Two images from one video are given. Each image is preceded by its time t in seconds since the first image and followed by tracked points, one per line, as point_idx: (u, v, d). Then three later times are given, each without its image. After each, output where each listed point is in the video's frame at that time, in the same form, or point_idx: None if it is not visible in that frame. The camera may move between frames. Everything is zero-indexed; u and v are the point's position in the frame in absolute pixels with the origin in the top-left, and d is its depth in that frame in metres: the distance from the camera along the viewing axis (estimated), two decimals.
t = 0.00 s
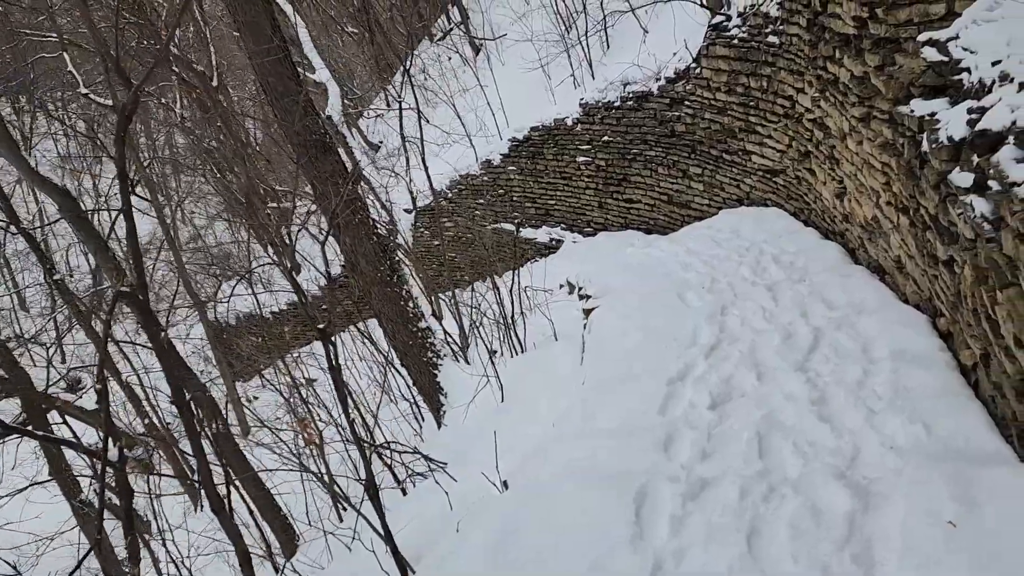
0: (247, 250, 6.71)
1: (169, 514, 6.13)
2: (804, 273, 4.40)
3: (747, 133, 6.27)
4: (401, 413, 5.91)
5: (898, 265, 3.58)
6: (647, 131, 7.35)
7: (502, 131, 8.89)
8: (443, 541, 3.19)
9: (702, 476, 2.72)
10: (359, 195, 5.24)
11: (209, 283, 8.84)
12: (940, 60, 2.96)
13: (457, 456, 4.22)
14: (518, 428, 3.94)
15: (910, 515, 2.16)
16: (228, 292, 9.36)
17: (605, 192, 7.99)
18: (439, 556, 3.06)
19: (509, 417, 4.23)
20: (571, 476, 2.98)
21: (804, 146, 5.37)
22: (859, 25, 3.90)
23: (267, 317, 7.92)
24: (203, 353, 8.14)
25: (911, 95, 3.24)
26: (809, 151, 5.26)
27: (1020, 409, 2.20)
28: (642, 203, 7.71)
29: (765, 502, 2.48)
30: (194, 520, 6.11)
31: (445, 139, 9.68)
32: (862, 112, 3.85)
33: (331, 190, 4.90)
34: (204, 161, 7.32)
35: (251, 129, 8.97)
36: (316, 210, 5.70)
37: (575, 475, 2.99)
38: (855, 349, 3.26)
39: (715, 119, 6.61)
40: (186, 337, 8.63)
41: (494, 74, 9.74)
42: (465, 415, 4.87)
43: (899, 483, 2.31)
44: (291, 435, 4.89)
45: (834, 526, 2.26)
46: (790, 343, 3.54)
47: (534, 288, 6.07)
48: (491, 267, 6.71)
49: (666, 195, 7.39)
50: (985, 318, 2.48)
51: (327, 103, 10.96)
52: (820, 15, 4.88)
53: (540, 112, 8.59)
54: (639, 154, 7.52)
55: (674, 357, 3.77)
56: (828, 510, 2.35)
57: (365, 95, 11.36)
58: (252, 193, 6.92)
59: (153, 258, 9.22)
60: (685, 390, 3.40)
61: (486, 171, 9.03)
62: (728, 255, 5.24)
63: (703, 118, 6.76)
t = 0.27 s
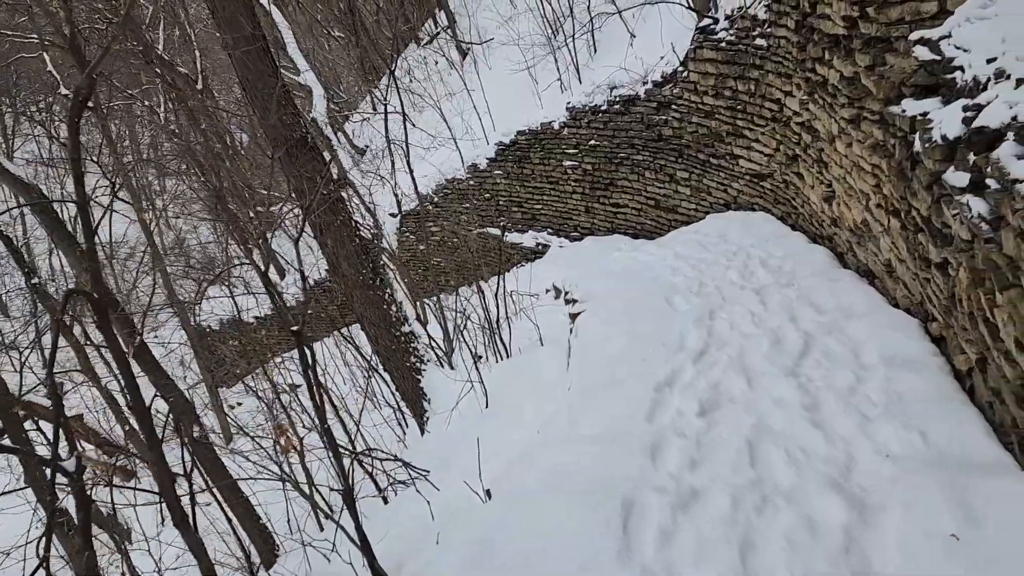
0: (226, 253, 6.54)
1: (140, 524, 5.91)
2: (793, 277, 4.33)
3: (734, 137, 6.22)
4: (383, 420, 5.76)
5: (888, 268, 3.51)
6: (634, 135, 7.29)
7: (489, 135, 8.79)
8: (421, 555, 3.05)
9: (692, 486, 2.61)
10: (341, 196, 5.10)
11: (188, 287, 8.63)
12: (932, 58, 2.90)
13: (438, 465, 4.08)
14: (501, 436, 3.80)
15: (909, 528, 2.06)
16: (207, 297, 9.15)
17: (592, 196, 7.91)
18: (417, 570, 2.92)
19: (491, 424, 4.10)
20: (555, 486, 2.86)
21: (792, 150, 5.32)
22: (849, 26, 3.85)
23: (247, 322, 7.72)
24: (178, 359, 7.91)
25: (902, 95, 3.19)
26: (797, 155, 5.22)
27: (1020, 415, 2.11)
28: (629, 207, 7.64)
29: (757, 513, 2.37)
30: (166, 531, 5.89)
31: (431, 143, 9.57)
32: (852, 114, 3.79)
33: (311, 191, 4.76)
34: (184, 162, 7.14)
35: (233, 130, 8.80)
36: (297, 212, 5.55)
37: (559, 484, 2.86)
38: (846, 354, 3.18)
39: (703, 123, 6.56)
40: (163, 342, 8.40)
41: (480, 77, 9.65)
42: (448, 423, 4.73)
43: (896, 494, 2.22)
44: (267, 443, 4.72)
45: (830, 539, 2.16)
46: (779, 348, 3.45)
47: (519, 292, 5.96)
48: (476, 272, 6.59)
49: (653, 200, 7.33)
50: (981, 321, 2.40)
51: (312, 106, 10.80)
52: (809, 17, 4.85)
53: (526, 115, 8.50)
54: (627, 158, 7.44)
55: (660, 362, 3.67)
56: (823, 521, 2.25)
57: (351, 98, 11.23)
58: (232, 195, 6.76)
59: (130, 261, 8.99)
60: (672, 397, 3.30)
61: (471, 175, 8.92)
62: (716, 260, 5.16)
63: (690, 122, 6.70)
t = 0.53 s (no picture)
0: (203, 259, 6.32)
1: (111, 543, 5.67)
2: (785, 286, 4.24)
3: (723, 142, 6.14)
4: (365, 431, 5.59)
5: (884, 278, 3.42)
6: (622, 139, 7.19)
7: (474, 139, 8.65)
8: None
9: (690, 512, 2.49)
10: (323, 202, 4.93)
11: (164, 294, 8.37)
12: (931, 63, 2.82)
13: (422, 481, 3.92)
14: (486, 452, 3.66)
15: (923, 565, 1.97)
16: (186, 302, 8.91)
17: (579, 201, 7.80)
18: None
19: (476, 439, 3.95)
20: (546, 511, 2.72)
21: (782, 155, 5.25)
22: (843, 30, 3.77)
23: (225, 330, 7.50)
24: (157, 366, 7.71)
25: (899, 101, 3.10)
26: (787, 161, 5.14)
27: None
28: (616, 212, 7.54)
29: (761, 543, 2.26)
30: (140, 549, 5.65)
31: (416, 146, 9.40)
32: (846, 120, 3.71)
33: (290, 196, 4.58)
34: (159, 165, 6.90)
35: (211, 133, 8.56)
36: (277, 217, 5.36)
37: (550, 509, 2.73)
38: (843, 368, 3.09)
39: (691, 127, 6.48)
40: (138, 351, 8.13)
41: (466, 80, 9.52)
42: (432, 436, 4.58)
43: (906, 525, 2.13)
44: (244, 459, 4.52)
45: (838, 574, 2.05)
46: (775, 360, 3.35)
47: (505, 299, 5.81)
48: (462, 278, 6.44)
49: (641, 205, 7.23)
50: (988, 337, 2.31)
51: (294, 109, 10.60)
52: (800, 21, 4.77)
53: (512, 119, 8.38)
54: (614, 163, 7.34)
55: (652, 374, 3.55)
56: (830, 553, 2.14)
57: (334, 101, 11.02)
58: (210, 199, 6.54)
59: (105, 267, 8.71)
60: (666, 413, 3.18)
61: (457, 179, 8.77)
62: (706, 267, 5.07)
63: (679, 126, 6.62)
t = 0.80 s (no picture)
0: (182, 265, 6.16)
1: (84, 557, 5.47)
2: (774, 292, 4.18)
3: (711, 147, 6.10)
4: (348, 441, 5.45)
5: (874, 285, 3.37)
6: (609, 144, 7.13)
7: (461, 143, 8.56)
8: None
9: (682, 529, 2.41)
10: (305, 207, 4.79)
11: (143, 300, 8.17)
12: (925, 67, 2.77)
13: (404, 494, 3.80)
14: (471, 463, 3.55)
15: None
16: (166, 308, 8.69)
17: (566, 206, 7.73)
18: None
19: (461, 450, 3.84)
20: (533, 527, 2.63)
21: (771, 161, 5.21)
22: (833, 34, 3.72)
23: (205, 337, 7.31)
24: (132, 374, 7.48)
25: (891, 106, 3.05)
26: (776, 166, 5.10)
27: None
28: (603, 217, 7.48)
29: (756, 563, 2.18)
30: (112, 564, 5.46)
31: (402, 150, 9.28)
32: (836, 125, 3.66)
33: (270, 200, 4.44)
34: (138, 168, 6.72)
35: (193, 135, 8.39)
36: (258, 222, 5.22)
37: (537, 526, 2.63)
38: (835, 376, 3.03)
39: (679, 132, 6.44)
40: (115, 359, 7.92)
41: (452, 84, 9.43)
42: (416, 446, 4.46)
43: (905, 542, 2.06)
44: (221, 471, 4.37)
45: None
46: (765, 369, 3.28)
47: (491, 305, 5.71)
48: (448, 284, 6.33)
49: (628, 210, 7.18)
50: (985, 348, 2.25)
51: (279, 112, 10.45)
52: (788, 26, 4.75)
53: (499, 123, 8.30)
54: (602, 168, 7.28)
55: (640, 383, 3.47)
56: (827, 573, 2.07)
57: (320, 104, 10.89)
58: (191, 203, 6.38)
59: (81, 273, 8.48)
60: (655, 423, 3.09)
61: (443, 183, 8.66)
62: (694, 273, 5.01)
63: (666, 131, 6.58)
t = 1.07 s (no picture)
0: (165, 270, 6.02)
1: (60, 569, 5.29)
2: (764, 298, 4.13)
3: (701, 152, 6.06)
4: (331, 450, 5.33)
5: (865, 291, 3.32)
6: (598, 148, 7.08)
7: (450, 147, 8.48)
8: None
9: (671, 544, 2.34)
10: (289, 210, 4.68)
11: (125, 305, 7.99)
12: (917, 71, 2.73)
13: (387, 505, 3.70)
14: (455, 473, 3.46)
15: None
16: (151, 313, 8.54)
17: (555, 211, 7.67)
18: None
19: (446, 459, 3.75)
20: (519, 541, 2.54)
21: (760, 166, 5.18)
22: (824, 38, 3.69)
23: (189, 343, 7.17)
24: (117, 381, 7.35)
25: (883, 110, 3.01)
26: (765, 171, 5.07)
27: None
28: (592, 222, 7.42)
29: None
30: None
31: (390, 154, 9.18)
32: (827, 130, 3.62)
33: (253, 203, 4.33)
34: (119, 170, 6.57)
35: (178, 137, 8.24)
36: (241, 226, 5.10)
37: (522, 540, 2.54)
38: (826, 384, 2.97)
39: (668, 137, 6.40)
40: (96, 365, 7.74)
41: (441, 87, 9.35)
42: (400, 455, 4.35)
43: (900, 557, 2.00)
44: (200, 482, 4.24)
45: None
46: (755, 376, 3.22)
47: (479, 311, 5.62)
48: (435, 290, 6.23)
49: (618, 215, 7.12)
50: (980, 357, 2.19)
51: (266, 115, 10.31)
52: (778, 30, 4.72)
53: (488, 127, 8.23)
54: (591, 172, 7.23)
55: (628, 390, 3.39)
56: None
57: (308, 107, 10.77)
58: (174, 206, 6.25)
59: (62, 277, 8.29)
60: (643, 432, 3.02)
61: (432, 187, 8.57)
62: (683, 278, 4.95)
63: (656, 136, 6.54)
